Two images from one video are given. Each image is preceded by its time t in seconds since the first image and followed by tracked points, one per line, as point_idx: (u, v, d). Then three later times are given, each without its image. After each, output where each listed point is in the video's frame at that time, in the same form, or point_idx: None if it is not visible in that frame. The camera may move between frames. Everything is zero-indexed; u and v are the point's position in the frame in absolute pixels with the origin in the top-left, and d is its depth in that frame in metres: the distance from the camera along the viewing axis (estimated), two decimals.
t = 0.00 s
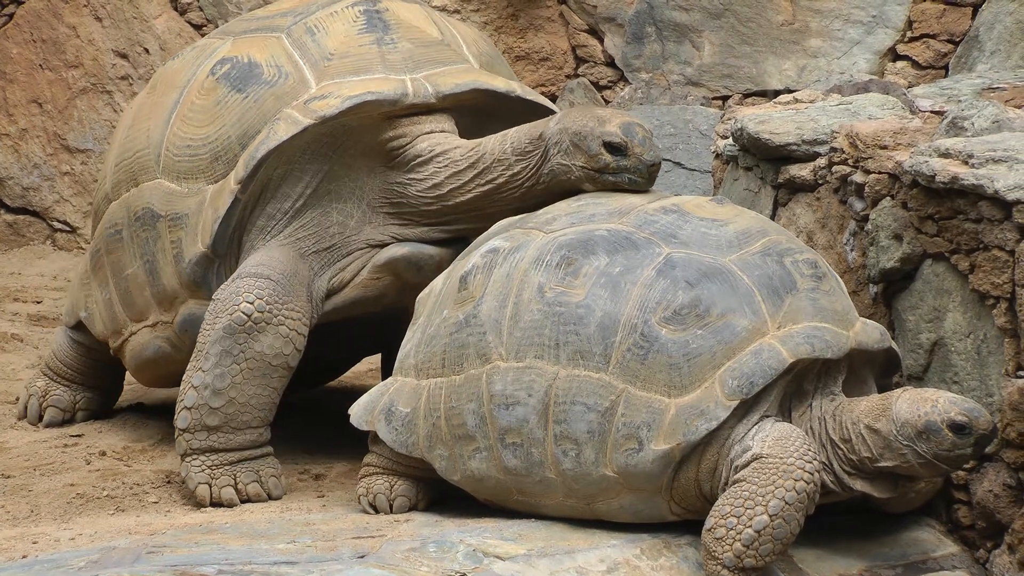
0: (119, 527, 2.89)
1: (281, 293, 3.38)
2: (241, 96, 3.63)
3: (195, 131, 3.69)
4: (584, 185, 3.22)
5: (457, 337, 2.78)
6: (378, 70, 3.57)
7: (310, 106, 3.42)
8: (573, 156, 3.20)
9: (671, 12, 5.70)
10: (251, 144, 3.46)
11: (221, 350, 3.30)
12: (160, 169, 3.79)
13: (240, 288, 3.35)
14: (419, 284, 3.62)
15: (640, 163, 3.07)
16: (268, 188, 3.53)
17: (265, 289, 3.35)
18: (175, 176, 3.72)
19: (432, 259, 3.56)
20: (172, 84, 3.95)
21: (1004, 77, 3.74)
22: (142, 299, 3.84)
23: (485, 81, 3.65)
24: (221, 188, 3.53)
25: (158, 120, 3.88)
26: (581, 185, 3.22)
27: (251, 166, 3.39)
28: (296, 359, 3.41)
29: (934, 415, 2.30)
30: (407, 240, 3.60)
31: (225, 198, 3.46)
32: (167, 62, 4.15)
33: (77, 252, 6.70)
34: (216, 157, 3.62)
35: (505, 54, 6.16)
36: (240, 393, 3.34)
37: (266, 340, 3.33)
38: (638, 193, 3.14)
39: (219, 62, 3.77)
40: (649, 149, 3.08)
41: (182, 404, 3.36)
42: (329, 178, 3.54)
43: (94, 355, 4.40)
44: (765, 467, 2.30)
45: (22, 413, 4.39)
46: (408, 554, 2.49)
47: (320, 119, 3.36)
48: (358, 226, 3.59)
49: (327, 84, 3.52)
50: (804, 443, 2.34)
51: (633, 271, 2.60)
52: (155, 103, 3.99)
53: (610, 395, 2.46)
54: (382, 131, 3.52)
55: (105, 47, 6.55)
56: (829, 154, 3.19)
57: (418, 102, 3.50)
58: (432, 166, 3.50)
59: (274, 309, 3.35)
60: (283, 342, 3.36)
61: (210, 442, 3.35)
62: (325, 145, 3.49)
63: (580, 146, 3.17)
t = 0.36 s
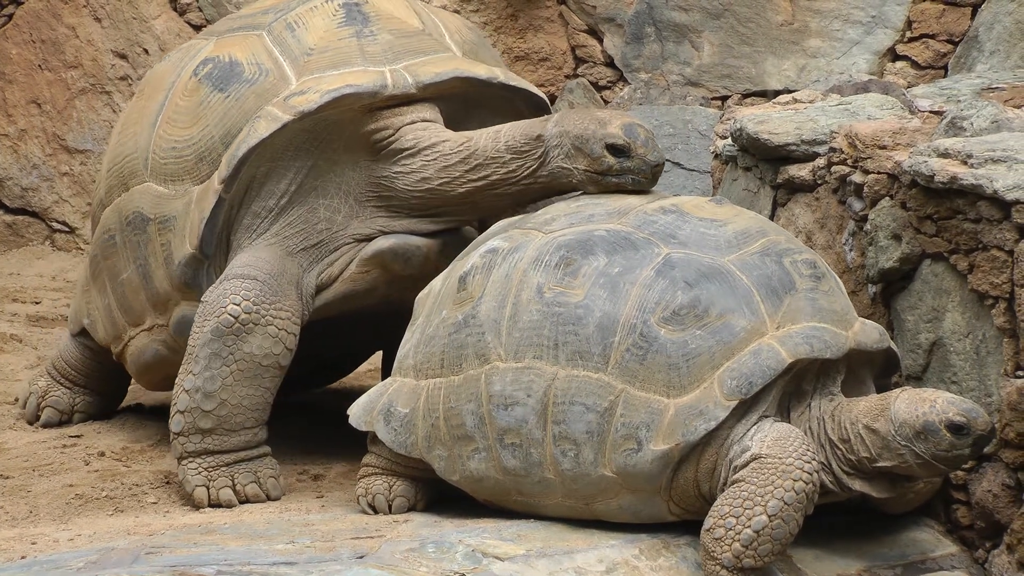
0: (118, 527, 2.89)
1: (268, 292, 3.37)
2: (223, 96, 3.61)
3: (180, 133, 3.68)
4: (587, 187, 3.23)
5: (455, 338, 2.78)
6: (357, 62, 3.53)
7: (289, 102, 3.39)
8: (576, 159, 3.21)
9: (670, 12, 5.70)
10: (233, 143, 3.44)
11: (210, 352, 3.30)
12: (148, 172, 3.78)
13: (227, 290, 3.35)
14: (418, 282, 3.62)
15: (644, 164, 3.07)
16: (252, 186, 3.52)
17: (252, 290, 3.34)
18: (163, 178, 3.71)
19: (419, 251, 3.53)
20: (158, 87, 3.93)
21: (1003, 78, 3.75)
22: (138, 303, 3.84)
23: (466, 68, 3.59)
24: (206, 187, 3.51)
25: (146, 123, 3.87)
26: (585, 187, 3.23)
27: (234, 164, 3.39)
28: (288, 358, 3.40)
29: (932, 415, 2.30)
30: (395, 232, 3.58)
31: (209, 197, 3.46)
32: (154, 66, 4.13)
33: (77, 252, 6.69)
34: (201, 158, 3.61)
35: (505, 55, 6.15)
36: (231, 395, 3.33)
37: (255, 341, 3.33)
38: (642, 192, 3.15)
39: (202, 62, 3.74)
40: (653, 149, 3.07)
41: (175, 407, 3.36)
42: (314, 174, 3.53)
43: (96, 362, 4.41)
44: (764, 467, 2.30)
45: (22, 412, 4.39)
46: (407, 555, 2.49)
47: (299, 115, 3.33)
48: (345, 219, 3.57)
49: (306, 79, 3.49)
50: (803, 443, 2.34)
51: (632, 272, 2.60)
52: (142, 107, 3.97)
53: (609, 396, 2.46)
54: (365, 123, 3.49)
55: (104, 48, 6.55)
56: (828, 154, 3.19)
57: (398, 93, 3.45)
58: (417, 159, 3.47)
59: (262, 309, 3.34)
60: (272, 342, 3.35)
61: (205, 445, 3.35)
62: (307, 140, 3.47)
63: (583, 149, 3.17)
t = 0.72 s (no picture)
0: (118, 527, 2.89)
1: (267, 293, 3.37)
2: (221, 97, 3.61)
3: (179, 134, 3.68)
4: (588, 189, 3.21)
5: (455, 338, 2.78)
6: (353, 61, 3.52)
7: (285, 102, 3.39)
8: (576, 160, 3.20)
9: (669, 13, 5.70)
10: (230, 144, 3.44)
11: (209, 353, 3.30)
12: (148, 174, 3.78)
13: (225, 291, 3.35)
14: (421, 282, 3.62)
15: (645, 163, 3.07)
16: (250, 186, 3.52)
17: (250, 291, 3.34)
18: (162, 179, 3.71)
19: (418, 249, 3.53)
20: (158, 89, 3.93)
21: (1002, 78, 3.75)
22: (141, 304, 3.84)
23: (462, 65, 3.58)
24: (203, 190, 3.53)
25: (146, 125, 3.87)
26: (586, 189, 3.22)
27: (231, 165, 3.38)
28: (286, 359, 3.40)
29: (907, 422, 2.31)
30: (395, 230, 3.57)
31: (207, 198, 3.47)
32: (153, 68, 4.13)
33: (77, 252, 6.69)
34: (199, 159, 3.61)
35: (505, 55, 6.15)
36: (230, 396, 3.33)
37: (252, 342, 3.33)
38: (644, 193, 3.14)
39: (200, 63, 3.74)
40: (652, 148, 3.07)
41: (174, 408, 3.36)
42: (312, 173, 3.53)
43: (102, 367, 4.39)
44: (764, 468, 2.30)
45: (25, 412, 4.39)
46: (406, 555, 2.49)
47: (294, 114, 3.33)
48: (345, 218, 3.57)
49: (302, 78, 3.49)
50: (803, 444, 2.34)
51: (631, 272, 2.60)
52: (142, 109, 3.97)
53: (608, 396, 2.46)
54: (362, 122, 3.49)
55: (103, 49, 6.54)
56: (827, 155, 3.18)
57: (393, 91, 3.44)
58: (416, 157, 3.47)
59: (260, 310, 3.34)
60: (270, 343, 3.35)
61: (204, 445, 3.36)
62: (304, 139, 3.47)
63: (583, 150, 3.17)
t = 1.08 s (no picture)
0: (118, 527, 2.89)
1: (272, 296, 3.37)
2: (229, 97, 3.60)
3: (187, 134, 3.68)
4: (592, 192, 3.18)
5: (455, 338, 2.78)
6: (361, 61, 3.52)
7: (293, 103, 3.39)
8: (582, 163, 3.17)
9: (670, 13, 5.71)
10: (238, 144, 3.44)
11: (211, 356, 3.30)
12: (156, 174, 3.78)
13: (230, 293, 3.35)
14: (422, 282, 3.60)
15: (650, 169, 3.03)
16: (258, 187, 3.52)
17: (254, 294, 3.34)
18: (170, 180, 3.71)
19: (425, 250, 3.52)
20: (166, 89, 3.93)
21: (1003, 78, 3.75)
22: (149, 304, 3.84)
23: (470, 66, 3.57)
24: (211, 190, 3.52)
25: (154, 125, 3.87)
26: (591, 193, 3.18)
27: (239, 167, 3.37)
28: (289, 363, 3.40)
29: (897, 427, 2.31)
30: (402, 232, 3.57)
31: (216, 199, 3.45)
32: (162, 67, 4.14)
33: (77, 252, 6.69)
34: (207, 159, 3.61)
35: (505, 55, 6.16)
36: (232, 398, 3.33)
37: (255, 346, 3.33)
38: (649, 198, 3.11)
39: (209, 63, 3.74)
40: (658, 155, 3.04)
41: (175, 407, 3.36)
42: (320, 174, 3.53)
43: (107, 369, 4.39)
44: (764, 468, 2.30)
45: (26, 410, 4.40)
46: (406, 555, 2.49)
47: (302, 115, 3.33)
48: (352, 220, 3.57)
49: (310, 79, 3.49)
50: (803, 444, 2.34)
51: (631, 272, 2.60)
52: (151, 108, 3.98)
53: (608, 396, 2.46)
54: (371, 123, 3.49)
55: (103, 48, 6.53)
56: (828, 154, 3.19)
57: (401, 92, 3.43)
58: (424, 159, 3.47)
59: (264, 314, 3.34)
60: (274, 346, 3.35)
61: (204, 446, 3.36)
62: (313, 140, 3.47)
63: (589, 154, 3.13)
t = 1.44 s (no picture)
0: (116, 528, 2.89)
1: (279, 305, 3.36)
2: (243, 101, 3.59)
3: (199, 136, 3.67)
4: (597, 197, 3.13)
5: (453, 339, 2.78)
6: (377, 70, 3.52)
7: (307, 110, 3.37)
8: (588, 167, 3.12)
9: (668, 13, 5.71)
10: (252, 148, 3.41)
11: (215, 362, 3.29)
12: (167, 175, 3.78)
13: (236, 300, 3.33)
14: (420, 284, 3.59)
15: (656, 176, 2.98)
16: (270, 193, 3.49)
17: (261, 303, 3.32)
18: (182, 181, 3.71)
19: (436, 262, 3.50)
20: (179, 89, 3.93)
21: (1001, 78, 3.75)
22: (156, 304, 3.84)
23: (488, 78, 3.56)
24: (224, 195, 3.49)
25: (166, 125, 3.87)
26: (596, 197, 3.13)
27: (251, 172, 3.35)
28: (291, 372, 3.39)
29: (896, 428, 2.31)
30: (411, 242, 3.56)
31: (227, 204, 3.43)
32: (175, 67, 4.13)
33: (74, 252, 6.68)
34: (220, 163, 3.60)
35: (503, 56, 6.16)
36: (233, 404, 3.33)
37: (259, 353, 3.31)
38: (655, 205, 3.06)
39: (223, 65, 3.73)
40: (665, 161, 2.99)
41: (175, 409, 3.36)
42: (332, 182, 3.50)
43: (111, 368, 4.40)
44: (762, 469, 2.30)
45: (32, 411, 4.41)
46: (405, 556, 2.49)
47: (317, 123, 3.31)
48: (362, 228, 3.55)
49: (327, 86, 3.48)
50: (801, 445, 2.34)
51: (629, 273, 2.60)
52: (163, 108, 3.97)
53: (607, 397, 2.46)
54: (385, 132, 3.47)
55: (102, 48, 6.53)
56: (826, 155, 3.19)
57: (417, 102, 3.42)
58: (437, 170, 3.47)
59: (270, 322, 3.32)
60: (277, 355, 3.34)
61: (203, 449, 3.36)
62: (327, 148, 3.44)
63: (595, 158, 3.09)
